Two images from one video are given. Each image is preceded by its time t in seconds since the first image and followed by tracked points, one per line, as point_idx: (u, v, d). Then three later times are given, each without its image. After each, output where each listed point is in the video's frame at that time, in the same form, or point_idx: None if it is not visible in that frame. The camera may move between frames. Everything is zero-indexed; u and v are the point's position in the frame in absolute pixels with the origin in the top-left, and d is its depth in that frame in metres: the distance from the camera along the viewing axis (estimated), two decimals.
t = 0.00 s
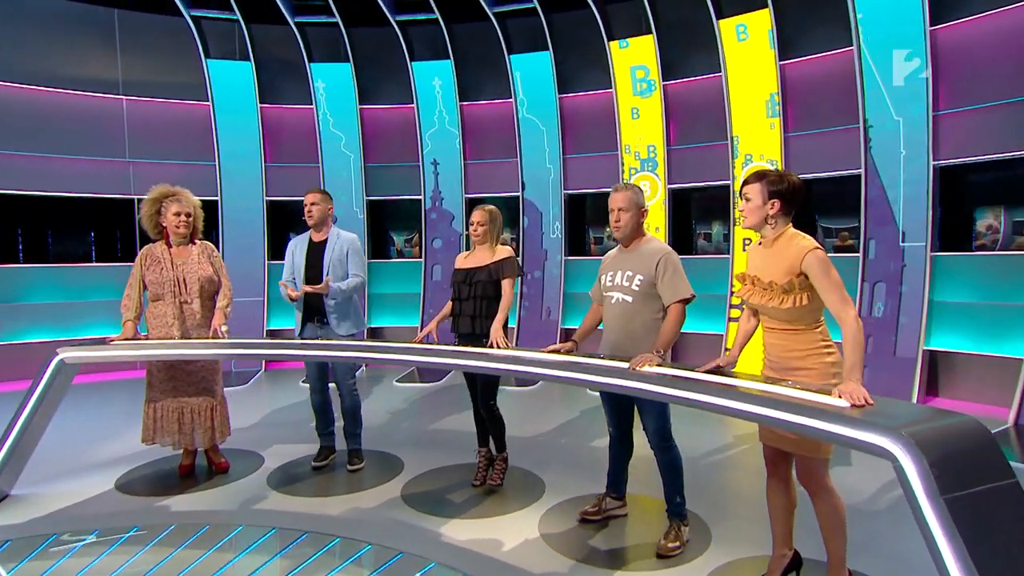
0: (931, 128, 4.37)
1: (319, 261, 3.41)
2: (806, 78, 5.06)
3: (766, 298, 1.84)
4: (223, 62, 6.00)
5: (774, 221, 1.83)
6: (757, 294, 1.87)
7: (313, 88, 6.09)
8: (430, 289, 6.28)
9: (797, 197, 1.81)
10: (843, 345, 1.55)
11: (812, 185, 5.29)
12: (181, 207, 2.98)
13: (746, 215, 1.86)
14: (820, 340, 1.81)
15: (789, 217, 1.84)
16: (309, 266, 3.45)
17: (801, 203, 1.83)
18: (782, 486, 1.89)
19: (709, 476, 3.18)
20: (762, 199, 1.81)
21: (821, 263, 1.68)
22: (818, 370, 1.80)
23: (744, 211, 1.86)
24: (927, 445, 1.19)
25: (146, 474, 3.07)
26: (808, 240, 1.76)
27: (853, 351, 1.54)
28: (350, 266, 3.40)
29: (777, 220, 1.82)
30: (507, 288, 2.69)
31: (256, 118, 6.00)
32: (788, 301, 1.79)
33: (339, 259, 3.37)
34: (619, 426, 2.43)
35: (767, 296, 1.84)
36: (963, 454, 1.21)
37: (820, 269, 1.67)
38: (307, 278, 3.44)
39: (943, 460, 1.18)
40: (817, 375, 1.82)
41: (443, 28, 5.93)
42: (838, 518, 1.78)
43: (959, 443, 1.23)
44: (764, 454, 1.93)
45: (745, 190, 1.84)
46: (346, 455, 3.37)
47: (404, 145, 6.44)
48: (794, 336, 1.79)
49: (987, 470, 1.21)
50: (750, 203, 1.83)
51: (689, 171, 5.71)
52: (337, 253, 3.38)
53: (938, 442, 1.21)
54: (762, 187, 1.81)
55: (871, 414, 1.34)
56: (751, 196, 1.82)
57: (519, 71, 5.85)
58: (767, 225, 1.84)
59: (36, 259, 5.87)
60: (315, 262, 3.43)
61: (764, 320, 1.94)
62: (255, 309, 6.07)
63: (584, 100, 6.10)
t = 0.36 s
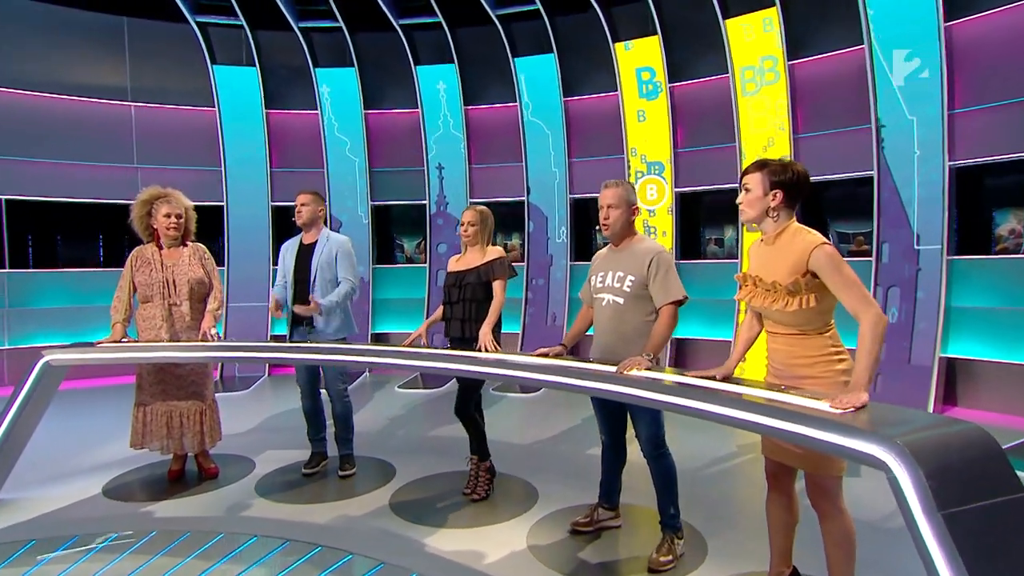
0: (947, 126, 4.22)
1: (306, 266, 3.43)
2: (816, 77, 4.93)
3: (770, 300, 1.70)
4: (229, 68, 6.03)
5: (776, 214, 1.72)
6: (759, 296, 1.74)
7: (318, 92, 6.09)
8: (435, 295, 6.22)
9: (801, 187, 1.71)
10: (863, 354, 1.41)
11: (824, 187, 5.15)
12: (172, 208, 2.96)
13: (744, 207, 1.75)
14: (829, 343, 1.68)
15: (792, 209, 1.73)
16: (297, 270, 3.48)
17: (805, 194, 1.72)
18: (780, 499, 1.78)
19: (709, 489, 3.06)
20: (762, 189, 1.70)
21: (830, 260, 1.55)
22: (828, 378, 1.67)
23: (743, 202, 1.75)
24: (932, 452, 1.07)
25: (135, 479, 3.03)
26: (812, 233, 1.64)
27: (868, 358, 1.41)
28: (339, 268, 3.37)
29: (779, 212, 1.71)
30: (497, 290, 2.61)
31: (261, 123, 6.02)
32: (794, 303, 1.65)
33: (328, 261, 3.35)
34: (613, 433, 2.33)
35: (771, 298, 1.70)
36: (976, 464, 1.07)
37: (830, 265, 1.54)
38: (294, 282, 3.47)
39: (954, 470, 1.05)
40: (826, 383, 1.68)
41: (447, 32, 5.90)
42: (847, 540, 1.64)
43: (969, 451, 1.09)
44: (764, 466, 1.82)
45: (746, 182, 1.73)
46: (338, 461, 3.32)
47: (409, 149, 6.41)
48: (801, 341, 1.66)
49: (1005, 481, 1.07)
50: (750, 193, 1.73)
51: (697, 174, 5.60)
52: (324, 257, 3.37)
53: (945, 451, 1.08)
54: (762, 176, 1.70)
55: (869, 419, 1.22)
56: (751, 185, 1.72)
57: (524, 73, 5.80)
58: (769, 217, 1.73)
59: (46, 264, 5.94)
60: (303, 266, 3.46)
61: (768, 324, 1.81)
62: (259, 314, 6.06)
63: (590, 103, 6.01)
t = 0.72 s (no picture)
0: (967, 125, 4.07)
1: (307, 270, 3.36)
2: (829, 77, 4.80)
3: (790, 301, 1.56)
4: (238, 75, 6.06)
5: (796, 202, 1.57)
6: (777, 297, 1.61)
7: (325, 98, 6.10)
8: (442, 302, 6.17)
9: (823, 173, 1.55)
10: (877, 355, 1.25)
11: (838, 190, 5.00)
12: (167, 210, 2.95)
13: (760, 196, 1.61)
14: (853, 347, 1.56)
15: (812, 198, 1.57)
16: (297, 273, 3.41)
17: (827, 180, 1.57)
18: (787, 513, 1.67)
19: (714, 501, 2.94)
20: (780, 175, 1.56)
21: (857, 258, 1.39)
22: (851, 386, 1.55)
23: (759, 191, 1.61)
24: (937, 458, 0.96)
25: (127, 484, 2.99)
26: (835, 225, 1.49)
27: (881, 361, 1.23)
28: (344, 270, 3.35)
29: (800, 200, 1.56)
30: (491, 291, 2.55)
31: (268, 128, 6.04)
32: (816, 306, 1.51)
33: (331, 263, 3.32)
34: (608, 440, 2.23)
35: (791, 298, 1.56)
36: (988, 474, 0.96)
37: (856, 262, 1.38)
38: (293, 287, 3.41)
39: (962, 479, 0.94)
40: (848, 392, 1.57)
41: (454, 36, 5.87)
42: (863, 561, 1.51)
43: (980, 459, 0.98)
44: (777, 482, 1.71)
45: (764, 168, 1.59)
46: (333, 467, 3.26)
47: (416, 154, 6.38)
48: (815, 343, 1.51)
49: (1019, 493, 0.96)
50: (766, 181, 1.59)
51: (707, 177, 5.48)
52: (327, 261, 3.32)
53: (953, 459, 0.97)
54: (780, 162, 1.56)
55: (868, 423, 1.10)
56: (767, 172, 1.58)
57: (530, 76, 5.75)
58: (787, 207, 1.59)
59: (59, 269, 6.01)
60: (304, 269, 3.39)
61: (786, 326, 1.68)
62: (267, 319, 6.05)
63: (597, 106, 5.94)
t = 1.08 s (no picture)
0: (988, 125, 3.93)
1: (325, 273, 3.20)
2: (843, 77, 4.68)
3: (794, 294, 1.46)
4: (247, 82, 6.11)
5: (817, 188, 1.49)
6: (783, 287, 1.50)
7: (334, 104, 6.12)
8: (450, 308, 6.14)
9: (849, 160, 1.46)
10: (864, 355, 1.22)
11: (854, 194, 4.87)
12: (166, 214, 2.95)
13: (780, 180, 1.55)
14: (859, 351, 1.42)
15: (836, 185, 1.49)
16: (310, 275, 3.24)
17: (854, 168, 1.47)
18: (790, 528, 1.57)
19: (720, 513, 2.83)
20: (801, 159, 1.49)
21: (875, 253, 1.28)
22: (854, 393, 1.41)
23: (780, 176, 1.55)
24: (937, 469, 0.88)
25: (123, 489, 2.96)
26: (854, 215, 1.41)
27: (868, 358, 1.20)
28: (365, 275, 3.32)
29: (821, 186, 1.48)
30: (488, 295, 2.49)
31: (277, 135, 6.07)
32: (822, 300, 1.40)
33: (352, 267, 3.25)
34: (604, 448, 2.15)
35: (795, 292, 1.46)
36: (994, 490, 0.87)
37: (870, 257, 1.28)
38: (306, 290, 3.23)
39: (966, 495, 0.85)
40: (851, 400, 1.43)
41: (461, 42, 5.86)
42: None
43: (984, 474, 0.89)
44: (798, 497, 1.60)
45: (786, 151, 1.52)
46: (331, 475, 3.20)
47: (424, 160, 6.36)
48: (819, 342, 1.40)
49: None
50: (787, 165, 1.52)
51: (718, 181, 5.37)
52: (347, 264, 3.24)
53: (955, 472, 0.88)
54: (804, 145, 1.49)
55: (866, 434, 1.01)
56: (789, 155, 1.51)
57: (538, 81, 5.73)
58: (808, 193, 1.51)
59: (71, 275, 6.08)
60: (319, 272, 3.22)
61: (791, 323, 1.58)
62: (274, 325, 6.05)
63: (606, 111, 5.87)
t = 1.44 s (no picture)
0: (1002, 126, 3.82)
1: (330, 276, 3.01)
2: (852, 79, 4.60)
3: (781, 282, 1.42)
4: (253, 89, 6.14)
5: (823, 181, 1.44)
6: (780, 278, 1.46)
7: (339, 111, 6.13)
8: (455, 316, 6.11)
9: (855, 153, 1.41)
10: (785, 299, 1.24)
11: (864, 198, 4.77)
12: (162, 217, 2.93)
13: (785, 174, 1.49)
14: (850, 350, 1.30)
15: (842, 179, 1.44)
16: (313, 277, 3.03)
17: (860, 160, 1.43)
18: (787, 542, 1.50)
19: (723, 524, 2.73)
20: (807, 152, 1.43)
21: (866, 245, 1.20)
22: (848, 397, 1.30)
23: (784, 169, 1.49)
24: (928, 486, 0.82)
25: (115, 496, 2.93)
26: (856, 209, 1.34)
27: (789, 304, 1.22)
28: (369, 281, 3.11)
29: (826, 179, 1.43)
30: (483, 299, 2.45)
31: (282, 141, 6.08)
32: (813, 293, 1.32)
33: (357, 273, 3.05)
34: (599, 454, 2.08)
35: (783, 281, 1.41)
36: (988, 511, 0.82)
37: (853, 247, 1.21)
38: (308, 294, 3.01)
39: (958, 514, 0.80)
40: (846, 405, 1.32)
41: (465, 48, 5.84)
42: None
43: (978, 493, 0.83)
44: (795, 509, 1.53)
45: (790, 143, 1.47)
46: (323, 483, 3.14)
47: (429, 166, 6.35)
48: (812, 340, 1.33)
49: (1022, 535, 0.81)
50: (791, 158, 1.46)
51: (725, 185, 5.29)
52: (354, 269, 3.06)
53: (947, 490, 0.83)
54: (808, 137, 1.43)
55: (859, 443, 0.95)
56: (793, 148, 1.45)
57: (542, 86, 5.68)
58: (814, 186, 1.45)
59: (79, 281, 6.12)
60: (323, 274, 3.02)
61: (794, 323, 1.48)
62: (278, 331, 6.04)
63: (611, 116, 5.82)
